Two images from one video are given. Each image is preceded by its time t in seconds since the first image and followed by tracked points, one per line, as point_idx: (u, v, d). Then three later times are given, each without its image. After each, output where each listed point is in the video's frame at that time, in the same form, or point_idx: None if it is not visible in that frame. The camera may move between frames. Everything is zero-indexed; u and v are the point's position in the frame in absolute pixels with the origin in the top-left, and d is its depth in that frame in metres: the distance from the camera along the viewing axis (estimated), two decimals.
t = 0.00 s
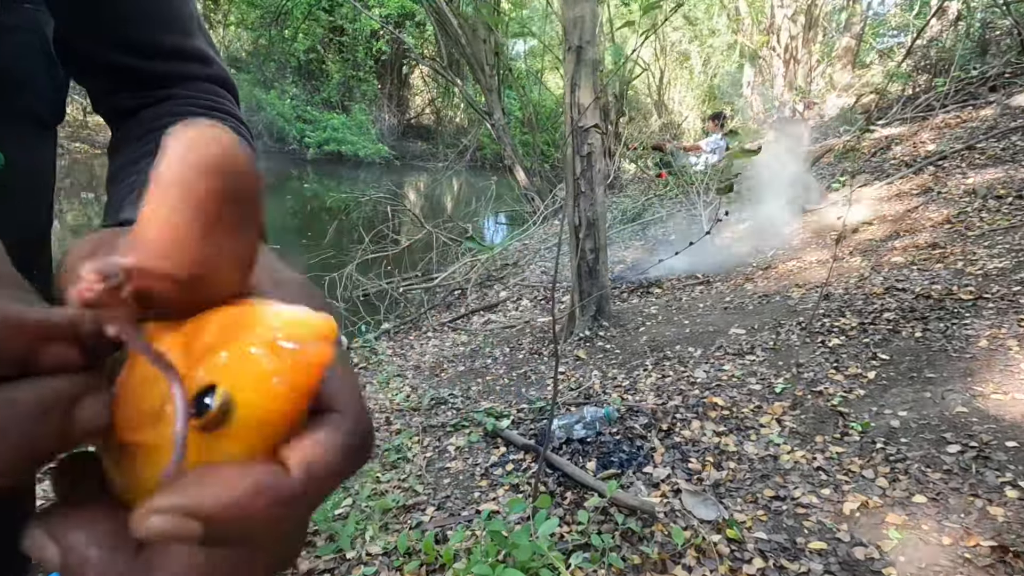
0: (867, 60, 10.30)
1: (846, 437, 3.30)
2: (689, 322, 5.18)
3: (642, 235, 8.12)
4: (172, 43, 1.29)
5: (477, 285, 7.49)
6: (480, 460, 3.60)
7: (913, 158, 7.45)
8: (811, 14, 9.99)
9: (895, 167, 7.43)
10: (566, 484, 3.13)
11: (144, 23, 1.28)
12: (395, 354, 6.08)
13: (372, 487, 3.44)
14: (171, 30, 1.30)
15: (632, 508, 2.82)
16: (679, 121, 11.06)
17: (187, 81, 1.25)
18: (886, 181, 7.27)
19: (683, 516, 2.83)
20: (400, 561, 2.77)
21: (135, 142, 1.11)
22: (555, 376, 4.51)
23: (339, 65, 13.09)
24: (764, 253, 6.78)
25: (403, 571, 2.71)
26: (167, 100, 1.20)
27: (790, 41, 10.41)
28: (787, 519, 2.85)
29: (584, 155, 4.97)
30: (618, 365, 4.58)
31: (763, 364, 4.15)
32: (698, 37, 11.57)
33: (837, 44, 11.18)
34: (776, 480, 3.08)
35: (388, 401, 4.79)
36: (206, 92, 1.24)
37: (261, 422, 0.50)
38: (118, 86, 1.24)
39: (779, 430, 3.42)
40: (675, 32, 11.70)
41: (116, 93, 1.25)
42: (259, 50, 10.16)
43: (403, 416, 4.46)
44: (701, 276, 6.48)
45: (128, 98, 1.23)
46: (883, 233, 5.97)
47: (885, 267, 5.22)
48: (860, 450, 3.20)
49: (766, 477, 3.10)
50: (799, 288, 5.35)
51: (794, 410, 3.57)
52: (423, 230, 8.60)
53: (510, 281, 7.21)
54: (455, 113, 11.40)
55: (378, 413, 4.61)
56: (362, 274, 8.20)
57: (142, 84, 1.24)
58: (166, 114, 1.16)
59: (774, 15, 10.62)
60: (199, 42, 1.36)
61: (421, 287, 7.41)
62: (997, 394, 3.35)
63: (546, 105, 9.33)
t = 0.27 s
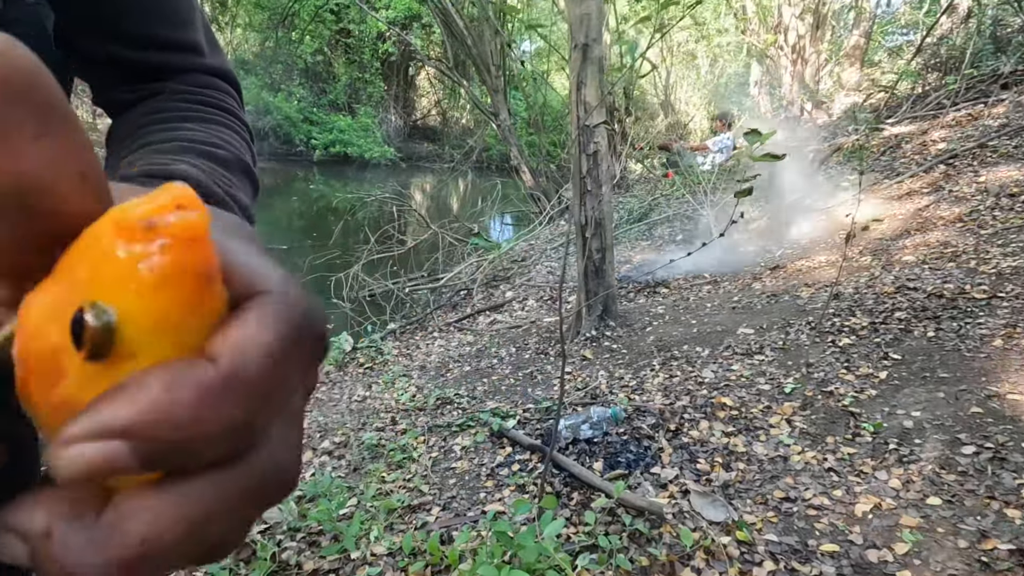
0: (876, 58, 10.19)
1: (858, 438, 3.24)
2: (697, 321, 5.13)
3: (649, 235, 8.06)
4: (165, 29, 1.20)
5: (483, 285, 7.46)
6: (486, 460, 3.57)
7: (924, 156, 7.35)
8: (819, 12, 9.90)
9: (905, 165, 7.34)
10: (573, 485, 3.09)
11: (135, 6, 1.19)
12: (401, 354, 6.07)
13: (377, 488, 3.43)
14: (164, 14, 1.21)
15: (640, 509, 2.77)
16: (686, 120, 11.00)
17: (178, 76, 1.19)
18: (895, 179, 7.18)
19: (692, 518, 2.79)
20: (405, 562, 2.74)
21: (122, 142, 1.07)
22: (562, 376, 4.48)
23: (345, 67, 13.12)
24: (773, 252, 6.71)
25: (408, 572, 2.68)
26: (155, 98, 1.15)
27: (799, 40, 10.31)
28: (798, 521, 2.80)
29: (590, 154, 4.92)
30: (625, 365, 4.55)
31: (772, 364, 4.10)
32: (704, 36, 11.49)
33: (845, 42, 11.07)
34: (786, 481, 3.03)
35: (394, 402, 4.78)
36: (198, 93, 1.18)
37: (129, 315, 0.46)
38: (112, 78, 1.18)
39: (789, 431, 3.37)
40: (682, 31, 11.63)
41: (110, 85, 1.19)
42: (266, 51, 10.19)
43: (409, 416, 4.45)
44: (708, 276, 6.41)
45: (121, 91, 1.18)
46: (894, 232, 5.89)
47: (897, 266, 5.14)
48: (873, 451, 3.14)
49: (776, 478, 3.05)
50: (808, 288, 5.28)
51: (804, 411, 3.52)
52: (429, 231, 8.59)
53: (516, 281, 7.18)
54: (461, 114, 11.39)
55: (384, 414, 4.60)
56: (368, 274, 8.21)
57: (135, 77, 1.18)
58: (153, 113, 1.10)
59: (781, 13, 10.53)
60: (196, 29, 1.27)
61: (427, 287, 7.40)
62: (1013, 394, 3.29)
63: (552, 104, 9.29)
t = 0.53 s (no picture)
0: (886, 57, 10.11)
1: (869, 441, 3.21)
2: (705, 323, 5.10)
3: (656, 236, 8.03)
4: (175, 34, 1.21)
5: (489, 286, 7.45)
6: (493, 462, 3.57)
7: (935, 156, 7.29)
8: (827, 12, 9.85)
9: (915, 165, 7.28)
10: (580, 487, 3.08)
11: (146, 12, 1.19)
12: (408, 355, 6.07)
13: (384, 489, 3.44)
14: (175, 20, 1.22)
15: (648, 512, 2.76)
16: (693, 121, 10.95)
17: (187, 82, 1.19)
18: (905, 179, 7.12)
19: (701, 521, 2.77)
20: (412, 564, 2.74)
21: (131, 149, 1.06)
22: (569, 378, 4.48)
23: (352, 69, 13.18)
24: (781, 253, 6.67)
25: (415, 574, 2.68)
26: (166, 104, 1.14)
27: (806, 40, 10.23)
28: (809, 525, 2.77)
29: (597, 155, 4.91)
30: (632, 367, 4.53)
31: (781, 366, 4.06)
32: (711, 37, 11.46)
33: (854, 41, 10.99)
34: (795, 484, 3.00)
35: (401, 403, 4.79)
36: (206, 99, 1.18)
37: (128, 302, 0.48)
38: (123, 86, 1.18)
39: (798, 434, 3.34)
40: (689, 32, 11.60)
41: (121, 90, 1.19)
42: (274, 54, 10.25)
43: (416, 417, 4.45)
44: (715, 277, 6.37)
45: (132, 98, 1.17)
46: (905, 233, 5.83)
47: (907, 268, 5.09)
48: (884, 455, 3.11)
49: (785, 482, 3.02)
50: (817, 289, 5.24)
51: (813, 414, 3.49)
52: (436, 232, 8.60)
53: (522, 283, 7.17)
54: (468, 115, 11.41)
55: (392, 415, 4.61)
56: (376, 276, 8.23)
57: (148, 86, 1.18)
58: (164, 119, 1.10)
59: (790, 12, 10.47)
60: (206, 36, 1.28)
61: (434, 288, 7.41)
62: None
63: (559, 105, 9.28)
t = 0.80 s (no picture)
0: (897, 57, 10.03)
1: (878, 450, 3.18)
2: (713, 328, 5.08)
3: (664, 238, 8.00)
4: (192, 63, 1.21)
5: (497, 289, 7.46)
6: (500, 468, 3.57)
7: (946, 158, 7.22)
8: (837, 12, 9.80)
9: (926, 167, 7.22)
10: (587, 495, 3.09)
11: (165, 41, 1.19)
12: (416, 359, 6.10)
13: (392, 495, 3.45)
14: (193, 48, 1.22)
15: (654, 521, 2.76)
16: (702, 122, 10.91)
17: (204, 113, 1.20)
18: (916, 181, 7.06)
19: (707, 530, 2.76)
20: (419, 570, 2.76)
21: (151, 181, 1.09)
22: (577, 383, 4.48)
23: (361, 72, 13.25)
24: (790, 256, 6.62)
25: None
26: (183, 135, 1.16)
27: (816, 40, 10.18)
28: (817, 535, 2.76)
29: (604, 159, 4.91)
30: (639, 373, 4.52)
31: (789, 372, 4.04)
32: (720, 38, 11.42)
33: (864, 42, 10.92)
34: (803, 494, 2.99)
35: (409, 407, 4.81)
36: (223, 130, 1.19)
37: (131, 382, 0.56)
38: (141, 113, 1.19)
39: (806, 442, 3.33)
40: (697, 33, 11.57)
41: (139, 118, 1.21)
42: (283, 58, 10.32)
43: (423, 422, 4.47)
44: (724, 281, 6.34)
45: (151, 126, 1.19)
46: (916, 236, 5.78)
47: (917, 272, 5.04)
48: (893, 464, 3.09)
49: (793, 491, 3.01)
50: (826, 293, 5.20)
51: (822, 421, 3.47)
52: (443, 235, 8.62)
53: (530, 286, 7.17)
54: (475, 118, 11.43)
55: (399, 419, 4.63)
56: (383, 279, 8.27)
57: (164, 115, 1.19)
58: (182, 153, 1.12)
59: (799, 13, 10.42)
60: (223, 63, 1.28)
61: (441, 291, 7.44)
62: None
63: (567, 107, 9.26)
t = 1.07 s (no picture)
0: (907, 57, 9.96)
1: (882, 455, 3.18)
2: (718, 331, 5.07)
3: (670, 240, 7.99)
4: (208, 76, 1.23)
5: (502, 291, 7.48)
6: (504, 471, 3.59)
7: (956, 159, 7.17)
8: (846, 12, 9.75)
9: (935, 169, 7.17)
10: (590, 498, 3.10)
11: (182, 55, 1.21)
12: (421, 361, 6.13)
13: (396, 497, 3.48)
14: (209, 61, 1.24)
15: (657, 525, 2.78)
16: (708, 123, 10.88)
17: (220, 125, 1.22)
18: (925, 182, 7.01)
19: (710, 535, 2.77)
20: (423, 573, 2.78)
21: (170, 196, 1.12)
22: (582, 386, 4.49)
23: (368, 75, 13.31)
24: (797, 258, 6.58)
25: None
26: (200, 149, 1.18)
27: (824, 40, 10.13)
28: (819, 540, 2.76)
29: (610, 162, 4.91)
30: (644, 375, 4.53)
31: (794, 376, 4.03)
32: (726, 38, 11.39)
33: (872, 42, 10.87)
34: (807, 499, 2.99)
35: (414, 409, 4.84)
36: (238, 142, 1.21)
37: (173, 398, 0.59)
38: (160, 127, 1.22)
39: (810, 446, 3.32)
40: (705, 34, 11.54)
41: (158, 131, 1.23)
42: (291, 60, 10.40)
43: (428, 424, 4.50)
44: (729, 283, 6.32)
45: (168, 138, 1.21)
46: (924, 238, 5.74)
47: (925, 275, 5.00)
48: (897, 469, 3.08)
49: (796, 495, 3.01)
50: (833, 296, 5.18)
51: (826, 426, 3.46)
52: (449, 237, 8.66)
53: (535, 288, 7.19)
54: (482, 119, 11.46)
55: (404, 421, 4.65)
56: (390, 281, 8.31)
57: (181, 126, 1.22)
58: (199, 167, 1.14)
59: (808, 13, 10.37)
60: (239, 75, 1.30)
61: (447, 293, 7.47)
62: None
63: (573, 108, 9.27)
